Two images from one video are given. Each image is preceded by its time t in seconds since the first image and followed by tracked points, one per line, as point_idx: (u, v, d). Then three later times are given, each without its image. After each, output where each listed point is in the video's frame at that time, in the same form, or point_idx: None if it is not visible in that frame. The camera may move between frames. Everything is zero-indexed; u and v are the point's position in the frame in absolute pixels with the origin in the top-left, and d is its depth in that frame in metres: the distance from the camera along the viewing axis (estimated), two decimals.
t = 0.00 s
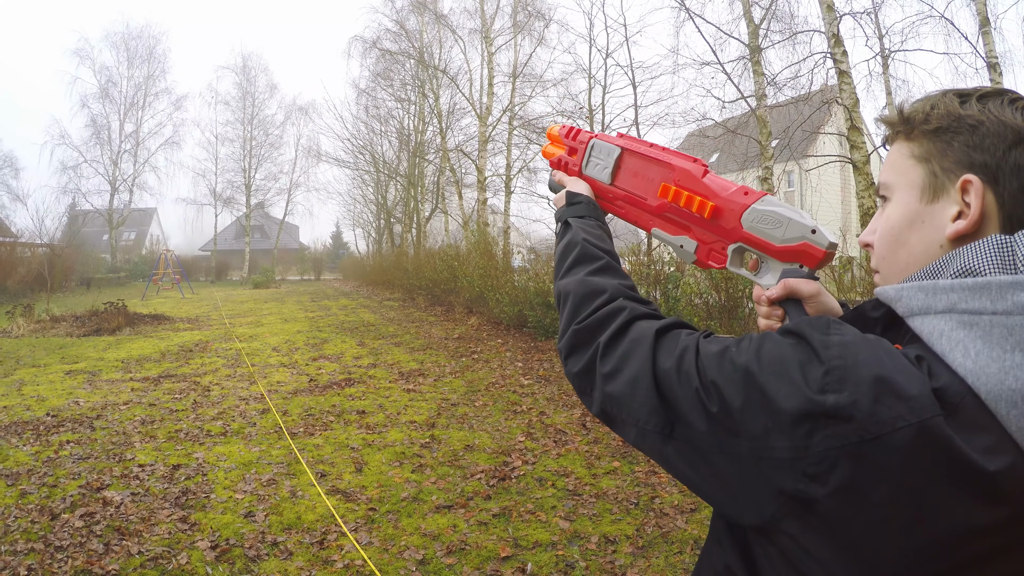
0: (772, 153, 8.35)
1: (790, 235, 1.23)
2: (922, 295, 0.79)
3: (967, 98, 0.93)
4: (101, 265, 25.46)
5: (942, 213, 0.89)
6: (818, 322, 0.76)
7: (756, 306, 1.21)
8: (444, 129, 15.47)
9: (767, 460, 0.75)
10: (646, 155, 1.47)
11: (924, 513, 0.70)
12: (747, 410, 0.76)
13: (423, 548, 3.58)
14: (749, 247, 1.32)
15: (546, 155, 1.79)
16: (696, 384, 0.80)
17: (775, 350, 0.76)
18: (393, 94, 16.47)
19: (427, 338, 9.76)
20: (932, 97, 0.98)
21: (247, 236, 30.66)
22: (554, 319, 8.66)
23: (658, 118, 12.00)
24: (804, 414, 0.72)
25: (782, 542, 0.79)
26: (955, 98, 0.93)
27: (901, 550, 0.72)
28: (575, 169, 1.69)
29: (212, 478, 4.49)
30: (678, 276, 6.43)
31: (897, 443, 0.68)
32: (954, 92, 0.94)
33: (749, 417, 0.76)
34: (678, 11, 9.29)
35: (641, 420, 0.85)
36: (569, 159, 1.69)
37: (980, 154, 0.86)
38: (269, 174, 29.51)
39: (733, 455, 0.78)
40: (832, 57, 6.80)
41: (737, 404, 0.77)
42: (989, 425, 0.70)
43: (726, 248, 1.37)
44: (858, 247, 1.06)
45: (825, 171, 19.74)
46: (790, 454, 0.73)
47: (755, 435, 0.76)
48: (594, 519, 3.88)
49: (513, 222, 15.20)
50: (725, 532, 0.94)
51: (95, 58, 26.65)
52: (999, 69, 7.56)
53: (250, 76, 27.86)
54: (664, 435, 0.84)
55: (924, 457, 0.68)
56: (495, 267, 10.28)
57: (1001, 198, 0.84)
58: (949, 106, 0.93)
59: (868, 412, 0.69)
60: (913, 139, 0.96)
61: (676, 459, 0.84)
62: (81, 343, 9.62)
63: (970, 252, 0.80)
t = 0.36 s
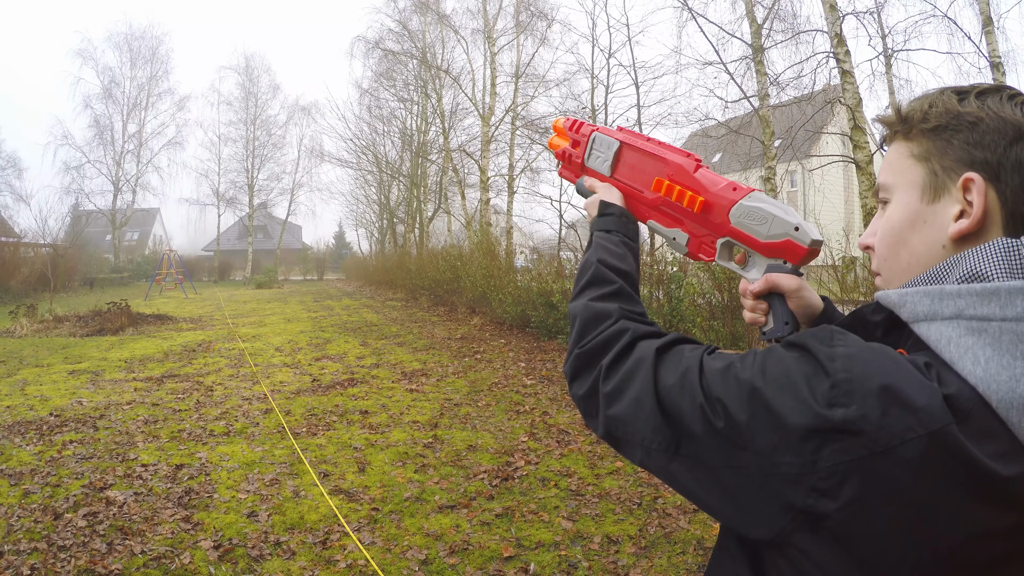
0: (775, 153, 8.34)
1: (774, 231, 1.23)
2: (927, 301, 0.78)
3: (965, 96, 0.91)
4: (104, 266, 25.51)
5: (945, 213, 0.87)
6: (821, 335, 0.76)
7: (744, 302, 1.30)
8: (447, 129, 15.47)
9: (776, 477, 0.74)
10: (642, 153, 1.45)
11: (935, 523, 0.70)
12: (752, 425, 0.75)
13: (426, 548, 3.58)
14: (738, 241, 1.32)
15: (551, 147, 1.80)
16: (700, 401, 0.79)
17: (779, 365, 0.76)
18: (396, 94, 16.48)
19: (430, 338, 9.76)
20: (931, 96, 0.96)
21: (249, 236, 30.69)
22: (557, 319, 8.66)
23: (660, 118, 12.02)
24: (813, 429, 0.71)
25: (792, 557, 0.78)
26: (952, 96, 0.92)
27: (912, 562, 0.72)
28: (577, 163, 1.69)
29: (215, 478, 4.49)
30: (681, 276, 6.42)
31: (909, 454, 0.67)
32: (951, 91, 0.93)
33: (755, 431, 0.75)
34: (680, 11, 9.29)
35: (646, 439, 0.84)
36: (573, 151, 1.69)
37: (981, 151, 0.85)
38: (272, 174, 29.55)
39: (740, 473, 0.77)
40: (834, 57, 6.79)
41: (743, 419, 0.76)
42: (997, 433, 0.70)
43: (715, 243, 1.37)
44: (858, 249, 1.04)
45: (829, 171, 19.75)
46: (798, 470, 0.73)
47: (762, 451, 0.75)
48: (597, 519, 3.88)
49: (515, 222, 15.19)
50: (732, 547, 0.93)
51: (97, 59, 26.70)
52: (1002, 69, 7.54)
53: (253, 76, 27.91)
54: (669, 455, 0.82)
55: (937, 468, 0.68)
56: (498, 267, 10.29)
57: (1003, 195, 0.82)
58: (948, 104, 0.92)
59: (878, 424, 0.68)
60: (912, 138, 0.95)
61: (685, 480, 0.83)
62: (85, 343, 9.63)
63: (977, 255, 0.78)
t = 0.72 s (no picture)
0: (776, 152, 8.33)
1: (794, 222, 1.21)
2: (943, 296, 0.77)
3: (977, 94, 0.91)
4: (106, 266, 25.52)
5: (959, 211, 0.86)
6: (843, 320, 0.75)
7: (760, 296, 1.21)
8: (448, 129, 15.48)
9: (788, 460, 0.74)
10: (646, 143, 1.46)
11: (951, 521, 0.69)
12: (766, 406, 0.75)
13: (427, 548, 3.57)
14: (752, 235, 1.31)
15: (542, 142, 1.79)
16: (713, 378, 0.79)
17: (798, 347, 0.75)
18: (397, 94, 16.48)
19: (431, 338, 9.76)
20: (943, 95, 0.96)
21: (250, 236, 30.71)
22: (558, 319, 8.66)
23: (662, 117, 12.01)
24: (831, 415, 0.70)
25: (797, 549, 0.77)
26: (965, 95, 0.92)
27: (923, 560, 0.71)
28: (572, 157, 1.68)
29: (216, 478, 4.49)
30: (682, 275, 6.42)
31: (927, 449, 0.67)
32: (963, 90, 0.93)
33: (769, 415, 0.75)
34: (682, 11, 9.28)
35: (655, 412, 0.84)
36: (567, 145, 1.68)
37: (993, 149, 0.84)
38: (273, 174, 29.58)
39: (749, 452, 0.78)
40: (836, 57, 6.79)
41: (758, 398, 0.75)
42: (1010, 432, 0.70)
43: (728, 237, 1.36)
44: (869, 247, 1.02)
45: (829, 171, 19.78)
46: (811, 456, 0.73)
47: (774, 435, 0.75)
48: (597, 519, 3.87)
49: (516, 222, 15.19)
50: (735, 535, 0.93)
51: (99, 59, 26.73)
52: (1004, 68, 7.53)
53: (254, 76, 27.92)
54: (679, 430, 0.83)
55: (952, 463, 0.67)
56: (499, 267, 10.29)
57: (1016, 194, 0.81)
58: (959, 102, 0.92)
59: (897, 415, 0.67)
60: (924, 137, 0.94)
61: (690, 455, 0.84)
62: (86, 343, 9.63)
63: (990, 253, 0.77)
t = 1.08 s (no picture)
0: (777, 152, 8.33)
1: (797, 224, 1.22)
2: (945, 298, 0.76)
3: (981, 90, 0.90)
4: (106, 266, 25.52)
5: (963, 210, 0.85)
6: (844, 321, 0.74)
7: (762, 298, 1.21)
8: (448, 129, 15.48)
9: (787, 466, 0.74)
10: (648, 141, 1.45)
11: (952, 525, 0.69)
12: (766, 410, 0.75)
13: (427, 548, 3.57)
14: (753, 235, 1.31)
15: (545, 138, 1.79)
16: (712, 381, 0.78)
17: (799, 350, 0.75)
18: (397, 94, 16.48)
19: (432, 338, 9.75)
20: (946, 91, 0.95)
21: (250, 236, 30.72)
22: (558, 319, 8.66)
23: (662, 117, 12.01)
24: (831, 420, 0.70)
25: (796, 554, 0.77)
26: (968, 91, 0.91)
27: (923, 564, 0.71)
28: (575, 153, 1.68)
29: (216, 478, 4.48)
30: (683, 275, 6.41)
31: (928, 454, 0.66)
32: (968, 85, 0.92)
33: (769, 418, 0.75)
34: (682, 10, 9.27)
35: (655, 414, 0.84)
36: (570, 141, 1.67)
37: (997, 146, 0.83)
38: (273, 174, 29.59)
39: (748, 456, 0.77)
40: (836, 56, 6.79)
41: (758, 401, 0.75)
42: (1013, 437, 0.69)
43: (730, 237, 1.37)
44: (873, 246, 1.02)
45: (829, 171, 19.78)
46: (810, 460, 0.72)
47: (774, 439, 0.75)
48: (597, 519, 3.87)
49: (516, 222, 15.19)
50: (736, 539, 0.93)
51: (99, 59, 26.73)
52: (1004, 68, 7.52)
53: (254, 76, 27.92)
54: (677, 434, 0.82)
55: (956, 468, 0.66)
56: (499, 267, 10.29)
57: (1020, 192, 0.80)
58: (962, 99, 0.91)
59: (897, 420, 0.67)
60: (928, 134, 0.93)
61: (688, 459, 0.83)
62: (86, 343, 9.62)
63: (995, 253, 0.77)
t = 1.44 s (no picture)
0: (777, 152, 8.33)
1: (800, 227, 1.22)
2: (946, 298, 0.76)
3: (980, 88, 0.90)
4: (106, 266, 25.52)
5: (962, 209, 0.85)
6: (843, 321, 0.74)
7: (764, 300, 1.22)
8: (448, 129, 15.48)
9: (787, 465, 0.73)
10: (653, 143, 1.45)
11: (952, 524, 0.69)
12: (766, 409, 0.74)
13: (427, 548, 3.57)
14: (757, 237, 1.32)
15: (546, 138, 1.78)
16: (713, 378, 0.78)
17: (799, 349, 0.74)
18: (397, 94, 16.48)
19: (432, 338, 9.76)
20: (943, 89, 0.95)
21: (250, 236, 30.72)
22: (558, 319, 8.66)
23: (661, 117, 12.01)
24: (831, 419, 0.69)
25: (795, 554, 0.76)
26: (967, 88, 0.91)
27: (921, 563, 0.70)
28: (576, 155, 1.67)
29: (216, 478, 4.48)
30: (683, 275, 6.40)
31: (927, 452, 0.66)
32: (966, 84, 0.92)
33: (769, 416, 0.74)
34: (682, 10, 9.26)
35: (654, 414, 0.83)
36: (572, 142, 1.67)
37: (997, 145, 0.83)
38: (273, 174, 29.60)
39: (748, 454, 0.77)
40: (837, 56, 6.79)
41: (759, 399, 0.74)
42: (1013, 436, 0.69)
43: (733, 239, 1.37)
44: (870, 246, 1.01)
45: (829, 171, 19.81)
46: (810, 460, 0.72)
47: (773, 439, 0.74)
48: (597, 519, 3.87)
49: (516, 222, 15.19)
50: (734, 539, 0.92)
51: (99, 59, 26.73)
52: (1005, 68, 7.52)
53: (254, 76, 27.92)
54: (676, 433, 0.82)
55: (955, 466, 0.66)
56: (499, 266, 10.30)
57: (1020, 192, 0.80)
58: (961, 97, 0.91)
59: (896, 420, 0.67)
60: (926, 132, 0.93)
61: (687, 459, 0.83)
62: (86, 343, 9.62)
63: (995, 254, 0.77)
